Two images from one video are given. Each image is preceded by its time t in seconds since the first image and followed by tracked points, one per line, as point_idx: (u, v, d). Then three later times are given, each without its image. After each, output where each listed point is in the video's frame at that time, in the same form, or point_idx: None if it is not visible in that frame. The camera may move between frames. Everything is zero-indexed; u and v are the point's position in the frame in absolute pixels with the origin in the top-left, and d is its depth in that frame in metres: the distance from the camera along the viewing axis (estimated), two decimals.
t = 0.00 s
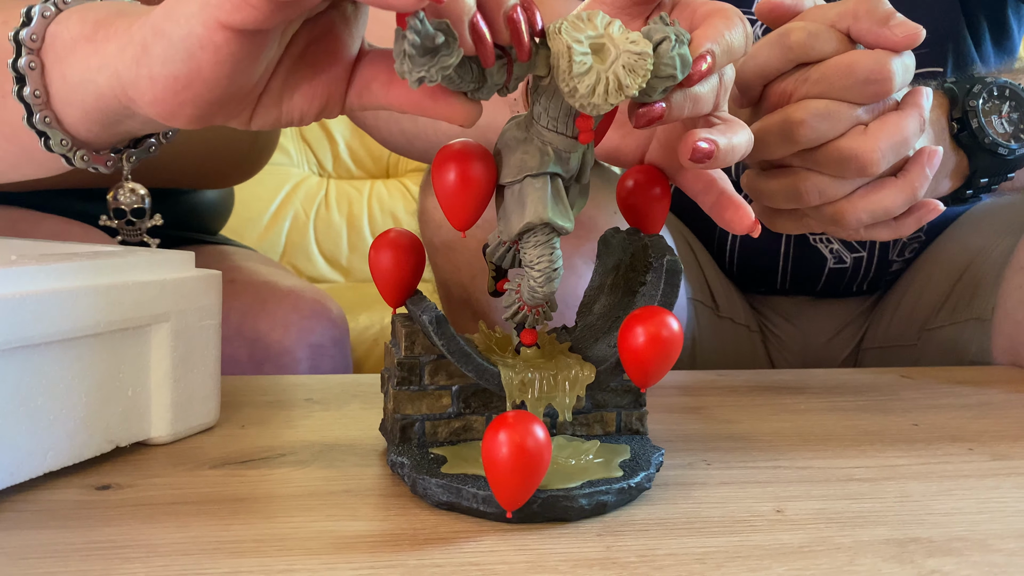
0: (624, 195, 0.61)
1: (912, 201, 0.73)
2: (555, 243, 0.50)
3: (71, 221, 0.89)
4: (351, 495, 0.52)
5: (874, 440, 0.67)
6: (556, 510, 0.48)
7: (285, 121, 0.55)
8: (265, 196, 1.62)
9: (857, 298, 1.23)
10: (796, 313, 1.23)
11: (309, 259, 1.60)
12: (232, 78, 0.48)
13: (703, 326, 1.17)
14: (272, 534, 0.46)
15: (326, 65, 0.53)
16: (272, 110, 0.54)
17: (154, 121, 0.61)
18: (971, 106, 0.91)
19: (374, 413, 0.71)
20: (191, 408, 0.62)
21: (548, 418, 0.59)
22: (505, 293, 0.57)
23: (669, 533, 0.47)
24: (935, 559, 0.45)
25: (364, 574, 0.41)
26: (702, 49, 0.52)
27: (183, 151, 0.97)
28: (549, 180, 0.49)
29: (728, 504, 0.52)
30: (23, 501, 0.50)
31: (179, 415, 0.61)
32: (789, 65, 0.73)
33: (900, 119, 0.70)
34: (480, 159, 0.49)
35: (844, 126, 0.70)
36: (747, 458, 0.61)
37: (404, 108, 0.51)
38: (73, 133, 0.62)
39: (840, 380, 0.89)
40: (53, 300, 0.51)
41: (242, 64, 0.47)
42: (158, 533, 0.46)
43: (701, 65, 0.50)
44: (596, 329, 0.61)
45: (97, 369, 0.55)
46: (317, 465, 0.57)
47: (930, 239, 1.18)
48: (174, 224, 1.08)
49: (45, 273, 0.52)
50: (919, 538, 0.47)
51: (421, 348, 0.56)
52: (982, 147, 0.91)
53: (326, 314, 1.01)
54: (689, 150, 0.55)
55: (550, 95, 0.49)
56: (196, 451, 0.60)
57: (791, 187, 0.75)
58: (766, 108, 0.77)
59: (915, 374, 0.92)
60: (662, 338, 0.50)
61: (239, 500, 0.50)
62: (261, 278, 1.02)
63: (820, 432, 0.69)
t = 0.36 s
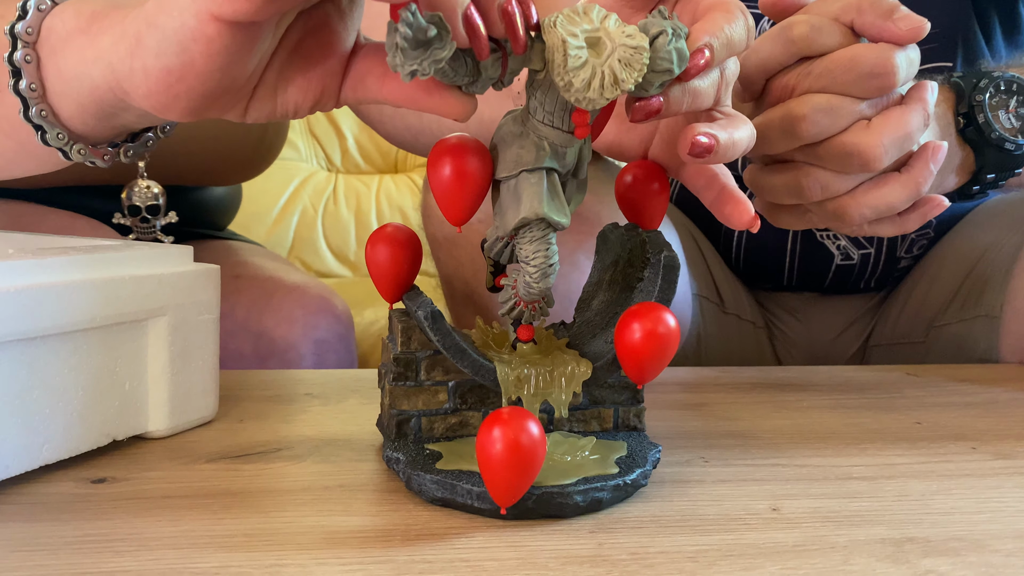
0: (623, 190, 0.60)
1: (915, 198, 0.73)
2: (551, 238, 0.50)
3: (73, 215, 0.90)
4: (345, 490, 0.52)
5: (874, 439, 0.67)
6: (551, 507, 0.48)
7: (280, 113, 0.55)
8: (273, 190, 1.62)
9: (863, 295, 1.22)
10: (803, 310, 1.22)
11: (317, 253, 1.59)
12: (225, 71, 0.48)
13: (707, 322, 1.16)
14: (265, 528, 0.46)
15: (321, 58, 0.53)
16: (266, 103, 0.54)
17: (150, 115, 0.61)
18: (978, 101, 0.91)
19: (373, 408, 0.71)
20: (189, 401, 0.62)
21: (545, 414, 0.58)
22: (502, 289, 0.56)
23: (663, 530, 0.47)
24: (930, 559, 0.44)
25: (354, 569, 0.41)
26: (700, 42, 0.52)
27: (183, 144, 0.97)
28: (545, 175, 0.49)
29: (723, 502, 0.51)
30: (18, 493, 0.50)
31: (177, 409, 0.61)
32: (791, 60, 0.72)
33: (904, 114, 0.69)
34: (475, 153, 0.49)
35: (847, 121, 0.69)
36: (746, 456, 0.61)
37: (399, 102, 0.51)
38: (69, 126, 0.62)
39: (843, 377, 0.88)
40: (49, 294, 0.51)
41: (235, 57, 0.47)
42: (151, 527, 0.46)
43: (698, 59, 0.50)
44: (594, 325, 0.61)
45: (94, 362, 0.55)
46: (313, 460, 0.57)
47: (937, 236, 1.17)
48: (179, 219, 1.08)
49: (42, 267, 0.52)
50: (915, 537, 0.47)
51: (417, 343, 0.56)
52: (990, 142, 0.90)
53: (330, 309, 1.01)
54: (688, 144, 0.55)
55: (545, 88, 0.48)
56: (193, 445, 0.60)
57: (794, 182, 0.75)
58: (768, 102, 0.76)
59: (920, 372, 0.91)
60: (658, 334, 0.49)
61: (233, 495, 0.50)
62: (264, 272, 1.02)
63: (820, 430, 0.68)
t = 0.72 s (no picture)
0: (628, 180, 0.60)
1: (924, 189, 0.72)
2: (554, 228, 0.49)
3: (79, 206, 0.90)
4: (348, 480, 0.52)
5: (882, 432, 0.66)
6: (553, 498, 0.48)
7: (280, 102, 0.55)
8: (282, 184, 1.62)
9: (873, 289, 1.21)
10: (812, 304, 1.21)
11: (325, 247, 1.59)
12: (224, 57, 0.48)
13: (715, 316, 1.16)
14: (266, 517, 0.46)
15: (321, 46, 0.53)
16: (266, 91, 0.54)
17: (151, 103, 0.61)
18: (988, 92, 0.90)
19: (377, 399, 0.71)
20: (194, 392, 0.63)
21: (548, 406, 0.58)
22: (506, 280, 0.56)
23: (666, 522, 0.47)
24: (936, 552, 0.44)
25: (354, 558, 0.41)
26: (704, 30, 0.51)
27: (190, 136, 0.97)
28: (548, 164, 0.49)
29: (728, 494, 0.51)
30: (21, 482, 0.50)
31: (181, 399, 0.62)
32: (799, 50, 0.71)
33: (912, 105, 0.68)
34: (478, 143, 0.49)
35: (855, 112, 0.69)
36: (751, 449, 0.60)
37: (400, 90, 0.51)
38: (69, 115, 0.62)
39: (852, 371, 0.88)
40: (53, 283, 0.51)
41: (234, 43, 0.47)
42: (153, 515, 0.46)
43: (703, 46, 0.49)
44: (598, 317, 0.61)
45: (97, 352, 0.55)
46: (317, 450, 0.57)
47: (948, 230, 1.15)
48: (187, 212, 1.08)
49: (46, 255, 0.52)
50: (921, 530, 0.47)
51: (420, 334, 0.56)
52: (999, 134, 0.91)
53: (337, 302, 1.01)
54: (694, 132, 0.54)
55: (548, 77, 0.48)
56: (197, 435, 0.60)
57: (801, 174, 0.74)
58: (776, 93, 0.76)
59: (929, 366, 0.90)
60: (662, 326, 0.49)
61: (236, 484, 0.50)
62: (271, 265, 1.02)
63: (827, 423, 0.68)
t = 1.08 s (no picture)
0: (633, 176, 0.59)
1: (932, 185, 0.71)
2: (558, 223, 0.49)
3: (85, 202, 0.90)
4: (351, 475, 0.52)
5: (888, 430, 0.65)
6: (556, 494, 0.48)
7: (283, 96, 0.55)
8: (288, 181, 1.62)
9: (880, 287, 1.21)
10: (818, 301, 1.21)
11: (331, 243, 1.59)
12: (226, 51, 0.48)
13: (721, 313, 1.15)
14: (268, 512, 0.46)
15: (323, 39, 0.53)
16: (269, 85, 0.54)
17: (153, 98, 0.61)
18: (996, 87, 0.89)
19: (382, 395, 0.71)
20: (197, 387, 0.63)
21: (552, 402, 0.58)
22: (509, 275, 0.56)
23: (669, 518, 0.46)
24: (942, 550, 0.43)
25: (356, 553, 0.41)
26: (709, 24, 0.51)
27: (196, 131, 0.97)
28: (552, 159, 0.48)
29: (732, 491, 0.51)
30: (25, 476, 0.51)
31: (185, 394, 0.62)
32: (806, 45, 0.71)
33: (920, 100, 0.68)
34: (481, 137, 0.48)
35: (862, 107, 0.68)
36: (756, 446, 0.60)
37: (403, 83, 0.51)
38: (72, 110, 0.62)
39: (859, 369, 0.87)
40: (57, 277, 0.51)
41: (237, 37, 0.47)
42: (155, 509, 0.46)
43: (707, 41, 0.49)
44: (602, 313, 0.60)
45: (101, 346, 0.55)
46: (320, 445, 0.57)
47: (957, 226, 1.15)
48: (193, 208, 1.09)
49: (51, 249, 0.52)
50: (927, 528, 0.46)
51: (423, 329, 0.56)
52: (1007, 130, 0.90)
53: (342, 298, 1.01)
54: (699, 128, 0.54)
55: (552, 70, 0.48)
56: (201, 430, 0.60)
57: (807, 170, 0.73)
58: (782, 89, 0.75)
59: (937, 364, 0.89)
60: (667, 321, 0.49)
61: (239, 479, 0.50)
62: (276, 261, 1.02)
63: (833, 421, 0.68)
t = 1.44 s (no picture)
0: (637, 178, 0.59)
1: (936, 186, 0.71)
2: (561, 225, 0.49)
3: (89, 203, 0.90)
4: (355, 477, 0.52)
5: (892, 431, 0.65)
6: (560, 495, 0.48)
7: (285, 107, 0.55)
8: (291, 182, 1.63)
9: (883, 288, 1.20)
10: (821, 302, 1.20)
11: (333, 244, 1.59)
12: (230, 73, 0.49)
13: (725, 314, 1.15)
14: (271, 514, 0.46)
15: (326, 50, 0.53)
16: (272, 98, 0.54)
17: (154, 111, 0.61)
18: (1000, 89, 0.89)
19: (385, 396, 0.71)
20: (201, 388, 0.63)
21: (555, 404, 0.58)
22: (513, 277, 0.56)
23: (672, 520, 0.46)
24: (945, 552, 0.43)
25: (360, 555, 0.41)
26: (713, 26, 0.51)
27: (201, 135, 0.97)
28: (555, 161, 0.48)
29: (735, 493, 0.51)
30: (29, 477, 0.51)
31: (189, 395, 0.62)
32: (809, 46, 0.71)
33: (924, 101, 0.68)
34: (485, 139, 0.48)
35: (866, 108, 0.68)
36: (759, 447, 0.60)
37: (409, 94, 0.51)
38: (74, 123, 0.63)
39: (863, 370, 0.87)
40: (61, 278, 0.51)
41: (240, 60, 0.48)
42: (159, 511, 0.46)
43: (711, 44, 0.49)
44: (606, 315, 0.60)
45: (105, 347, 0.56)
46: (323, 447, 0.57)
47: (960, 228, 1.15)
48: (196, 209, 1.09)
49: (55, 251, 0.52)
50: (930, 530, 0.46)
51: (427, 331, 0.56)
52: (1011, 131, 0.90)
53: (345, 299, 1.01)
54: (704, 131, 0.54)
55: (555, 73, 0.48)
56: (205, 431, 0.60)
57: (811, 170, 0.73)
58: (785, 90, 0.75)
59: (941, 365, 0.89)
60: (670, 323, 0.49)
61: (243, 480, 0.50)
62: (279, 262, 1.03)
63: (836, 422, 0.67)
